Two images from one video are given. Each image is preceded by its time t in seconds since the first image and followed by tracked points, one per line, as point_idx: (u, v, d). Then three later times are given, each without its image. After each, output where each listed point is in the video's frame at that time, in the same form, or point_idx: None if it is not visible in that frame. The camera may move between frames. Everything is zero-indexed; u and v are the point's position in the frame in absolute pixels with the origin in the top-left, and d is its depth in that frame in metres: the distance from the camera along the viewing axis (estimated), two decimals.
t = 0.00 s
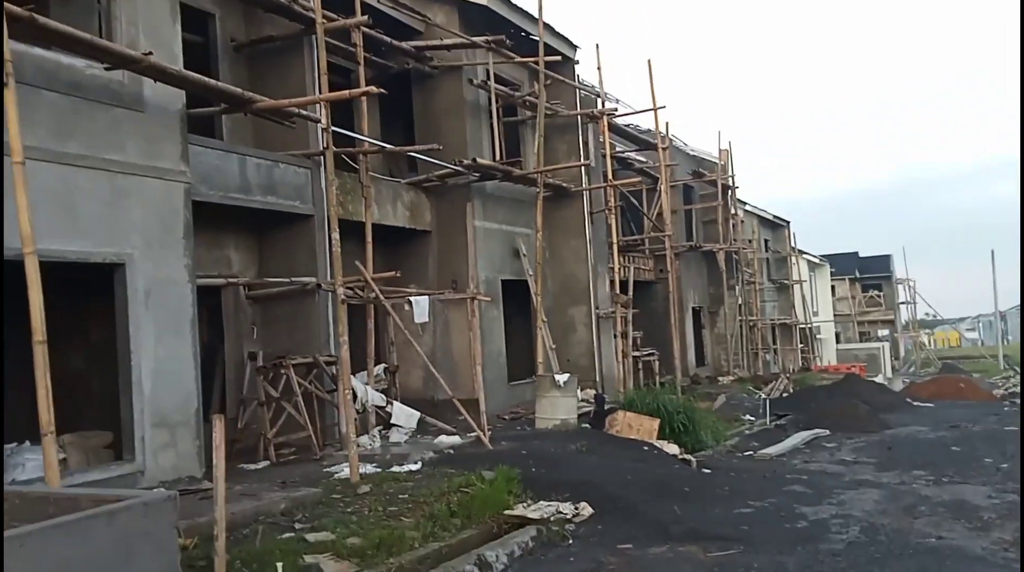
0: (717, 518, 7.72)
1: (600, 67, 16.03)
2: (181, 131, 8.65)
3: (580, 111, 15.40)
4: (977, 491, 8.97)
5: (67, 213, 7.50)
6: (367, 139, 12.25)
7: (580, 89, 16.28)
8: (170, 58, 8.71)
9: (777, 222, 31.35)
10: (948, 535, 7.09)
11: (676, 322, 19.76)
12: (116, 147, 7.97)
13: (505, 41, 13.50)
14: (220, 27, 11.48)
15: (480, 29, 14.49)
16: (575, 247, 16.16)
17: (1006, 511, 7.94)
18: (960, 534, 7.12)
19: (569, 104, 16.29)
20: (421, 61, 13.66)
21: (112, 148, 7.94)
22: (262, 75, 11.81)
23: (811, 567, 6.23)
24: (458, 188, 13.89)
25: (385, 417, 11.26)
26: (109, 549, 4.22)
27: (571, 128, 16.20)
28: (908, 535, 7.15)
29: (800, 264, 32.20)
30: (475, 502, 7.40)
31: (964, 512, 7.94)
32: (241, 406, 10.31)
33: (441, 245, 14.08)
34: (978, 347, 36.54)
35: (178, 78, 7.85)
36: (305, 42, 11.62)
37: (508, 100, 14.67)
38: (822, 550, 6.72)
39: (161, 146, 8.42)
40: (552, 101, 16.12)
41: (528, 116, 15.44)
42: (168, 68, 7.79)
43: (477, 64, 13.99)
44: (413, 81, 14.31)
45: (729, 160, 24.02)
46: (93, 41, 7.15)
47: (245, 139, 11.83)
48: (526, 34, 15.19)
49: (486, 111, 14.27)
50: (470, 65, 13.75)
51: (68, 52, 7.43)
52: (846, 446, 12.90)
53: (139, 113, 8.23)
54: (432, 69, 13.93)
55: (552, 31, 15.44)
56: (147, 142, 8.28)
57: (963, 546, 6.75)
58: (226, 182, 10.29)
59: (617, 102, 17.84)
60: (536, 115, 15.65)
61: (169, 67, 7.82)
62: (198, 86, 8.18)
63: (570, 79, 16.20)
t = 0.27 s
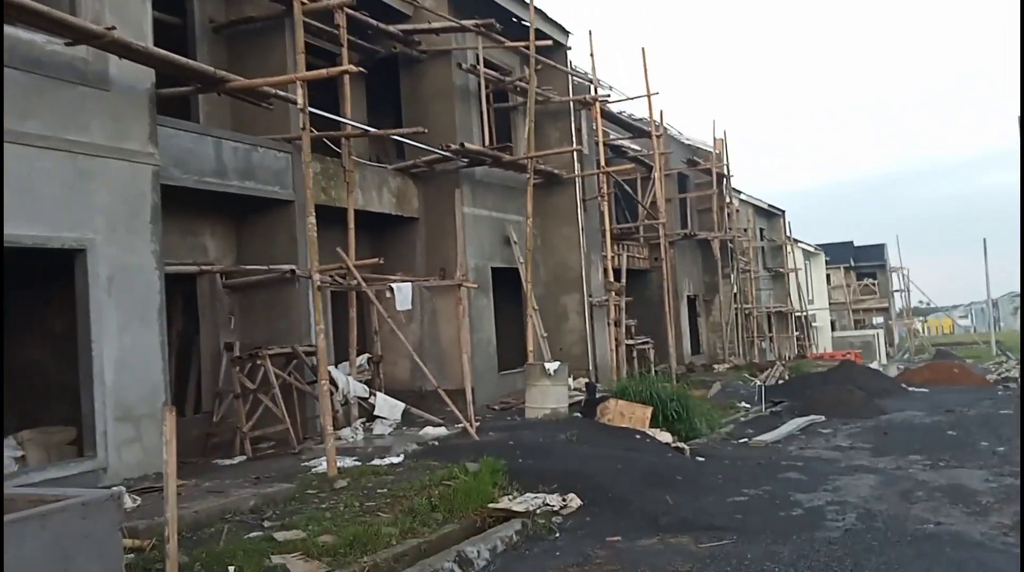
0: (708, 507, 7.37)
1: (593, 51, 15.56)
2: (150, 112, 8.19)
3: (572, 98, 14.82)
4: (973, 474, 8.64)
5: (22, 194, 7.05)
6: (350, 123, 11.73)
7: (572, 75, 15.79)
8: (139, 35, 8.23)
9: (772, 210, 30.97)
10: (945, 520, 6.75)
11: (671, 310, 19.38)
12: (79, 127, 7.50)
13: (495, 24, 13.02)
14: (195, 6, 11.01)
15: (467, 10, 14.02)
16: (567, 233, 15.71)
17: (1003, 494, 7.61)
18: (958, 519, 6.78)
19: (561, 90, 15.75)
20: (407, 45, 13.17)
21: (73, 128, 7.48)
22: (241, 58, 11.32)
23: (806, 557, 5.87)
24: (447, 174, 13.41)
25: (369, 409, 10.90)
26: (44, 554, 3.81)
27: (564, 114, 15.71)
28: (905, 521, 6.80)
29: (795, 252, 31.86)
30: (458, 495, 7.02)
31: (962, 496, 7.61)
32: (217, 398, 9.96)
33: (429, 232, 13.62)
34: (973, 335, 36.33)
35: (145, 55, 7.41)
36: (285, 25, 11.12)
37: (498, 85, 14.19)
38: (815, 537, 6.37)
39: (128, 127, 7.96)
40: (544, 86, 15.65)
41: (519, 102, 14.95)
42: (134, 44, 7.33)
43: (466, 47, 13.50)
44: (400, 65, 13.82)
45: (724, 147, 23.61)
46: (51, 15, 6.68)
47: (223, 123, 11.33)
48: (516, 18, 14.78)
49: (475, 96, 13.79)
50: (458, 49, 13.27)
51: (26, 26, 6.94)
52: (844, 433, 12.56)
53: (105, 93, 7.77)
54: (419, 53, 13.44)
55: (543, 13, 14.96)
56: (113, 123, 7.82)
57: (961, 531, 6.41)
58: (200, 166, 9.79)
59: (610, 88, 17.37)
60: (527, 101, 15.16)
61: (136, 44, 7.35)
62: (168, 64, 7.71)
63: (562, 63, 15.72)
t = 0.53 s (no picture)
0: (693, 506, 7.17)
1: (581, 33, 15.22)
2: (105, 90, 7.92)
3: (560, 81, 14.46)
4: (963, 471, 8.48)
5: None
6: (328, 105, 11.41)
7: (560, 55, 15.45)
8: (93, 9, 7.92)
9: (765, 200, 30.76)
10: (935, 521, 6.57)
11: (661, 301, 19.20)
12: (30, 107, 7.20)
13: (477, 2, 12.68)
14: None
15: None
16: (556, 223, 15.47)
17: (994, 493, 7.44)
18: (948, 520, 6.60)
19: (549, 72, 15.39)
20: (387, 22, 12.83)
21: (24, 108, 7.17)
22: (213, 36, 10.99)
23: (792, 561, 5.69)
24: (430, 161, 13.13)
25: (351, 405, 10.63)
26: None
27: (553, 97, 15.40)
28: (894, 522, 6.62)
29: (788, 242, 31.71)
30: (436, 496, 6.78)
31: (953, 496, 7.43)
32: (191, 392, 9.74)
33: (412, 221, 13.36)
34: (965, 325, 36.38)
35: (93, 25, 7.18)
36: None
37: (482, 65, 13.87)
38: (802, 540, 6.18)
39: (82, 106, 7.68)
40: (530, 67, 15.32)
41: (505, 83, 14.65)
42: (81, 15, 7.10)
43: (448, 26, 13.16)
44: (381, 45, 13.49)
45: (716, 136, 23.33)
46: None
47: (192, 104, 11.08)
48: None
49: (459, 77, 13.50)
50: (440, 26, 12.95)
51: None
52: (834, 426, 12.42)
53: (55, 69, 7.45)
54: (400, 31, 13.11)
55: None
56: (66, 102, 7.53)
57: (951, 533, 6.23)
58: (166, 148, 9.54)
59: (600, 72, 17.06)
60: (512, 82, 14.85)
61: (82, 15, 7.11)
62: (120, 36, 7.48)
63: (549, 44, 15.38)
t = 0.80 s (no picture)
0: (683, 511, 6.88)
1: (570, 32, 14.98)
2: (79, 90, 7.60)
3: (550, 81, 14.22)
4: (964, 474, 8.21)
5: None
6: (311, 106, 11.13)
7: (550, 56, 15.25)
8: (66, 7, 7.58)
9: (761, 198, 30.54)
10: (935, 527, 6.29)
11: (656, 301, 18.94)
12: None
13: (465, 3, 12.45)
14: None
15: None
16: (547, 222, 15.20)
17: (997, 497, 7.16)
18: (949, 526, 6.32)
19: (538, 73, 15.16)
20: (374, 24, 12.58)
21: None
22: (194, 37, 10.73)
23: (784, 570, 5.42)
24: (418, 159, 12.86)
25: (335, 406, 10.38)
26: None
27: (543, 97, 15.16)
28: (893, 528, 6.34)
29: (784, 240, 31.48)
30: (414, 502, 6.50)
31: (954, 499, 7.16)
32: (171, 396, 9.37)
33: (401, 221, 13.08)
34: (963, 322, 36.17)
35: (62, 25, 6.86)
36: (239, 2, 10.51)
37: (471, 67, 13.61)
38: (796, 547, 5.90)
39: (54, 106, 7.37)
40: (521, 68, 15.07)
41: (495, 85, 14.40)
42: (48, 14, 6.77)
43: (436, 28, 12.92)
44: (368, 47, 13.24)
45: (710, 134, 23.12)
46: None
47: (176, 106, 10.75)
48: None
49: (448, 79, 13.24)
50: (428, 28, 12.66)
51: None
52: (831, 426, 12.15)
53: (24, 68, 7.16)
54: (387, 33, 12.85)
55: None
56: (36, 102, 7.23)
57: (951, 539, 5.96)
58: (146, 149, 9.20)
59: (590, 72, 16.85)
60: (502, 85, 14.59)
61: (50, 14, 6.79)
62: (91, 36, 7.14)
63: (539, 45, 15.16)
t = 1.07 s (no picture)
0: (672, 519, 6.66)
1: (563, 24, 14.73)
2: (48, 78, 7.40)
3: (542, 72, 14.01)
4: (964, 478, 8.00)
5: None
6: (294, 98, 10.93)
7: (542, 47, 15.04)
8: None
9: (760, 193, 30.26)
10: (935, 537, 6.08)
11: (652, 298, 18.73)
12: None
13: None
14: None
15: None
16: (540, 218, 14.98)
17: (998, 504, 6.95)
18: (949, 536, 6.11)
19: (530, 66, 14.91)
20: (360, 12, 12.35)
21: None
22: (174, 27, 10.50)
23: None
24: (405, 153, 12.66)
25: (320, 408, 10.18)
26: None
27: (536, 89, 14.96)
28: (891, 538, 6.13)
29: (783, 236, 31.21)
30: (394, 510, 6.29)
31: (954, 506, 6.95)
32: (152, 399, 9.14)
33: (389, 217, 12.86)
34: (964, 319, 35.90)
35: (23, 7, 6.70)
36: None
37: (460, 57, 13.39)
38: (789, 558, 5.69)
39: (22, 95, 7.16)
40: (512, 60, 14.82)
41: (485, 75, 14.19)
42: None
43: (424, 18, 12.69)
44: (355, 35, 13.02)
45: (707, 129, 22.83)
46: None
47: (156, 97, 10.54)
48: None
49: (436, 70, 13.04)
50: (416, 17, 12.45)
51: None
52: (827, 427, 11.94)
53: None
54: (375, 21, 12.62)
55: None
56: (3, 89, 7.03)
57: (951, 551, 5.74)
58: (123, 142, 8.98)
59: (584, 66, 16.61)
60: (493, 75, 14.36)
61: None
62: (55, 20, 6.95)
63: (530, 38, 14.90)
